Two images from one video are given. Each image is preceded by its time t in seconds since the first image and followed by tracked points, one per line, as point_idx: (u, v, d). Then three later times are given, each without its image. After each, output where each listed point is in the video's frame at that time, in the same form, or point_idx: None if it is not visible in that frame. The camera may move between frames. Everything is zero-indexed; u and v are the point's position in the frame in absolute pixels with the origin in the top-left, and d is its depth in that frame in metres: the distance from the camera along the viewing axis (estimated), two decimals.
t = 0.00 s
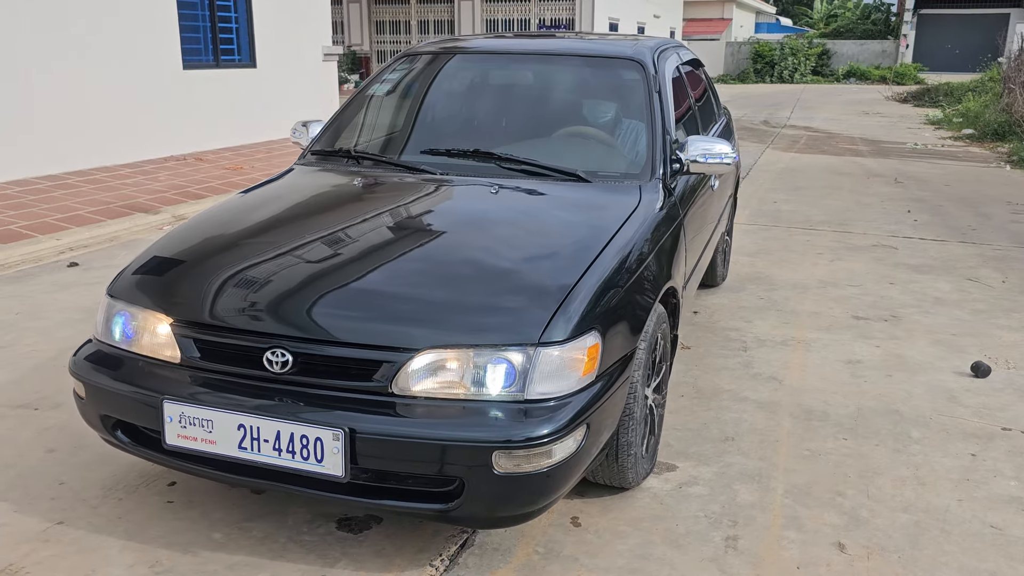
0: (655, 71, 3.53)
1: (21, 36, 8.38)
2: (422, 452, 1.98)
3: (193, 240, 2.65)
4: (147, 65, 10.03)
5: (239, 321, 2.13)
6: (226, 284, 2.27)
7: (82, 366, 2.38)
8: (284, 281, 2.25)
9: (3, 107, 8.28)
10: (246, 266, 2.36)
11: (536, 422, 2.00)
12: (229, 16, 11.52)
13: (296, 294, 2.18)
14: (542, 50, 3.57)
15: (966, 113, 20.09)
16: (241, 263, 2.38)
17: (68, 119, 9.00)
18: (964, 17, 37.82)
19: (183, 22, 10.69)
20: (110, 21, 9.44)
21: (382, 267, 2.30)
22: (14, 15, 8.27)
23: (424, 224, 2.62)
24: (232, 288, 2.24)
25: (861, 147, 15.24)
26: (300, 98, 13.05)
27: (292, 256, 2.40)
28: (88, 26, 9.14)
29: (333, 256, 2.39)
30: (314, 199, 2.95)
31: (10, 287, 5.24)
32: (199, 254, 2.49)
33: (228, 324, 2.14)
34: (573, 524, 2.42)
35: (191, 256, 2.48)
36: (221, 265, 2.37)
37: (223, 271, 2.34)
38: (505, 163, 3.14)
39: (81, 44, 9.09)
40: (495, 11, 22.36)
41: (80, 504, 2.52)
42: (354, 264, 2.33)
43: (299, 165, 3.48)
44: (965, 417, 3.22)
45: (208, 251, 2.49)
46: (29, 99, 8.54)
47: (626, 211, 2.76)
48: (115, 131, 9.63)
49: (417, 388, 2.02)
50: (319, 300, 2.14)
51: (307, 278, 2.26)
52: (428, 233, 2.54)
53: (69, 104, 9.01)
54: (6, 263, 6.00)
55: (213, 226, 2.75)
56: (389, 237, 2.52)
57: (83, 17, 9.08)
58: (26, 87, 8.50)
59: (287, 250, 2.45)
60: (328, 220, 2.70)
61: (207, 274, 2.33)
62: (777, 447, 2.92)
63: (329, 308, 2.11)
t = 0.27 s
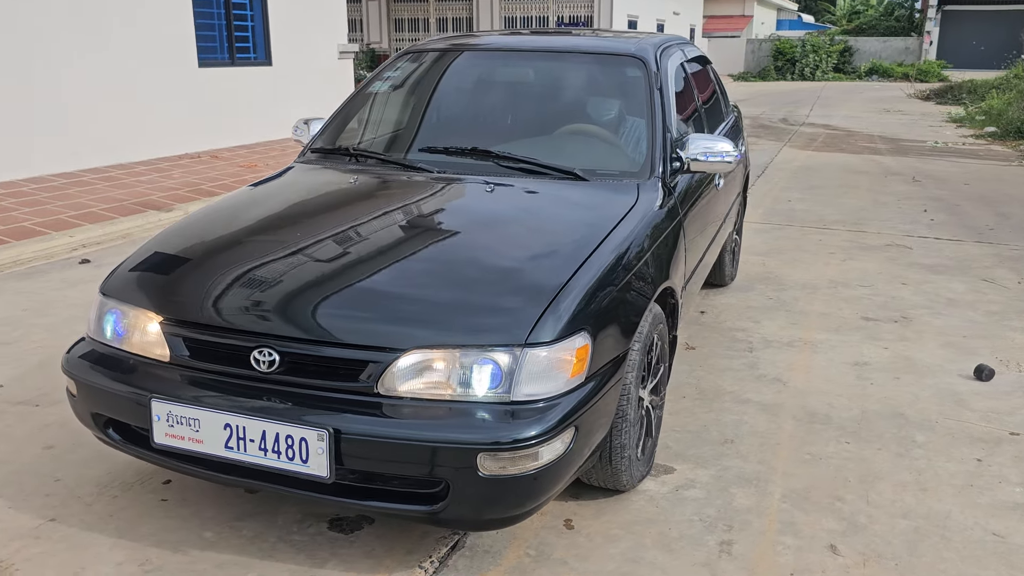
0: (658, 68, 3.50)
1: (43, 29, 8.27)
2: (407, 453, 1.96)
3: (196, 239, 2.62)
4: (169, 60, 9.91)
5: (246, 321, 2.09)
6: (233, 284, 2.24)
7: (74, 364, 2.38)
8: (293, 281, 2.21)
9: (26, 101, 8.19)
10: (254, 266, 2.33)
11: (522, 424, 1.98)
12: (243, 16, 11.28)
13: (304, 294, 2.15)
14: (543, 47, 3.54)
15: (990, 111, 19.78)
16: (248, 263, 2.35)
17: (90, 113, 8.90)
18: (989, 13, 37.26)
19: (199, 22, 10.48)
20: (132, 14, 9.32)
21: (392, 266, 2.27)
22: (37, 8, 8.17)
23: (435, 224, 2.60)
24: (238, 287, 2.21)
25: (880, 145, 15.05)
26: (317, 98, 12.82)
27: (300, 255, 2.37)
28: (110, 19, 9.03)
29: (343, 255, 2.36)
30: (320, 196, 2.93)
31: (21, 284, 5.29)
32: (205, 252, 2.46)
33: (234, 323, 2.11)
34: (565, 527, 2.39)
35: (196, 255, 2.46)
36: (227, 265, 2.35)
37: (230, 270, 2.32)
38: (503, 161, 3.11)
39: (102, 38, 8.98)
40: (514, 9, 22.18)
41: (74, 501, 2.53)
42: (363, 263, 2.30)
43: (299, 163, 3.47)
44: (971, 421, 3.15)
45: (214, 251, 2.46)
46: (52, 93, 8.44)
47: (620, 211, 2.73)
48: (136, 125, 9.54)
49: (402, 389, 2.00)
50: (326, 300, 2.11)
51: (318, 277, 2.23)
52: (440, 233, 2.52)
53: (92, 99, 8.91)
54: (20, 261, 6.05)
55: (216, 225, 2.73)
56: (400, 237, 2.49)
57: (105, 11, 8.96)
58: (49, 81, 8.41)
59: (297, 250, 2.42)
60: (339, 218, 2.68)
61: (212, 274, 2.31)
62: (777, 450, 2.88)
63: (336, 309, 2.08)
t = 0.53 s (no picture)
0: (664, 67, 3.48)
1: (57, 30, 8.30)
2: (397, 454, 1.97)
3: (203, 239, 2.63)
4: (183, 60, 9.92)
5: (253, 321, 2.09)
6: (241, 284, 2.25)
7: (74, 362, 2.41)
8: (302, 282, 2.22)
9: (41, 101, 8.24)
10: (263, 266, 2.33)
11: (512, 427, 1.98)
12: (260, 14, 11.27)
13: (311, 296, 2.14)
14: (549, 47, 3.53)
15: (1013, 109, 19.51)
16: (258, 263, 2.35)
17: (103, 113, 8.93)
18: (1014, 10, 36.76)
19: (215, 21, 10.47)
20: (145, 14, 9.33)
21: (400, 267, 2.27)
22: (50, 8, 8.20)
23: (447, 224, 2.59)
24: (246, 287, 2.22)
25: (900, 144, 14.88)
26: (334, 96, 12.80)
27: (309, 256, 2.37)
28: (123, 19, 9.05)
29: (352, 256, 2.36)
30: (328, 196, 2.94)
31: (36, 280, 5.36)
32: (213, 252, 2.47)
33: (239, 323, 2.10)
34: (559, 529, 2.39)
35: (204, 255, 2.47)
36: (235, 266, 2.35)
37: (238, 271, 2.32)
38: (505, 162, 3.11)
39: (116, 38, 8.99)
40: (532, 7, 22.08)
41: (75, 498, 2.56)
42: (372, 264, 2.30)
43: (304, 163, 3.48)
44: (977, 427, 3.11)
45: (223, 251, 2.47)
46: (65, 93, 8.47)
47: (617, 213, 2.72)
48: (150, 124, 9.57)
49: (393, 390, 2.00)
50: (334, 301, 2.11)
51: (328, 279, 2.23)
52: (451, 233, 2.51)
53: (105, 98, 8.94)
54: (35, 258, 6.12)
55: (224, 224, 2.74)
56: (411, 236, 2.49)
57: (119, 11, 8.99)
58: (62, 81, 8.43)
59: (307, 250, 2.42)
60: (350, 218, 2.68)
61: (219, 274, 2.31)
62: (778, 454, 2.86)
63: (343, 310, 2.08)
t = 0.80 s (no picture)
0: (672, 68, 3.46)
1: (75, 30, 8.35)
2: (392, 453, 1.97)
3: (215, 237, 2.64)
4: (200, 59, 9.96)
5: (264, 320, 2.10)
6: (254, 283, 2.25)
7: (79, 358, 2.44)
8: (315, 282, 2.22)
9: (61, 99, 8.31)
10: (276, 266, 2.33)
11: (508, 427, 1.98)
12: (279, 12, 11.33)
13: (323, 296, 2.14)
14: (558, 47, 3.52)
15: None
16: (271, 263, 2.36)
17: (122, 112, 8.98)
18: None
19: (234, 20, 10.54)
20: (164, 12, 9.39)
21: (412, 267, 2.27)
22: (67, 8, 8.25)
23: (461, 223, 2.59)
24: (259, 287, 2.22)
25: (921, 145, 14.72)
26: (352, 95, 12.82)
27: (323, 256, 2.38)
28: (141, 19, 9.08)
29: (366, 256, 2.36)
30: (342, 195, 2.95)
31: (54, 278, 5.43)
32: (226, 251, 2.48)
33: (250, 323, 2.11)
34: (559, 530, 2.38)
35: (215, 253, 2.48)
36: (248, 265, 2.36)
37: (251, 270, 2.32)
38: (510, 162, 3.11)
39: (133, 37, 9.03)
40: (553, 6, 22.01)
41: (81, 493, 2.59)
42: (385, 264, 2.30)
43: (311, 163, 3.50)
44: (988, 432, 3.07)
45: (236, 249, 2.48)
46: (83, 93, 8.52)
47: (619, 213, 2.71)
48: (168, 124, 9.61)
49: (390, 389, 2.01)
50: (346, 301, 2.11)
51: (340, 278, 2.23)
52: (465, 233, 2.51)
53: (123, 97, 8.99)
54: (54, 255, 6.19)
55: (238, 223, 2.75)
56: (426, 236, 2.50)
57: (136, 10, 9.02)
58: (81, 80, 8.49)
59: (320, 249, 2.43)
60: (365, 217, 2.69)
61: (230, 272, 2.32)
62: (783, 457, 2.83)
63: (353, 311, 2.08)
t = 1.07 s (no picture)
0: (674, 70, 3.45)
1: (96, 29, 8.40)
2: (375, 455, 1.97)
3: (220, 237, 2.65)
4: (219, 59, 9.99)
5: (269, 322, 2.09)
6: (260, 285, 2.24)
7: (74, 356, 2.47)
8: (323, 284, 2.21)
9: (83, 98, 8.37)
10: (283, 267, 2.33)
11: (491, 429, 1.98)
12: (298, 15, 11.32)
13: (328, 298, 2.14)
14: (562, 49, 3.51)
15: None
16: (278, 264, 2.35)
17: (141, 112, 9.02)
18: None
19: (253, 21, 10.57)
20: (186, 13, 9.44)
21: (420, 271, 2.26)
22: (89, 8, 8.29)
23: (473, 225, 2.58)
24: (266, 289, 2.22)
25: (944, 147, 14.53)
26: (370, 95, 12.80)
27: (333, 257, 2.37)
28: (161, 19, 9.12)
29: (376, 257, 2.36)
30: (350, 195, 2.96)
31: (67, 276, 5.49)
32: (235, 251, 2.48)
33: (256, 325, 2.10)
34: (547, 534, 2.38)
35: (220, 253, 2.48)
36: (256, 266, 2.36)
37: (259, 272, 2.32)
38: (508, 164, 3.11)
39: (155, 37, 9.08)
40: (574, 7, 21.93)
41: (78, 489, 2.62)
42: (393, 266, 2.29)
43: (313, 164, 3.51)
44: (990, 440, 3.03)
45: (244, 249, 2.48)
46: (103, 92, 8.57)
47: (617, 215, 2.70)
48: (187, 124, 9.65)
49: (374, 390, 2.02)
50: (352, 305, 2.11)
51: (347, 280, 2.22)
52: (476, 235, 2.50)
53: (143, 96, 9.03)
54: (69, 253, 6.26)
55: (248, 223, 2.76)
56: (436, 237, 2.49)
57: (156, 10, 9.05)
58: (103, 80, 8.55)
59: (329, 251, 2.42)
60: (376, 217, 2.69)
61: (237, 274, 2.32)
62: (779, 463, 2.81)
63: (358, 314, 2.07)
